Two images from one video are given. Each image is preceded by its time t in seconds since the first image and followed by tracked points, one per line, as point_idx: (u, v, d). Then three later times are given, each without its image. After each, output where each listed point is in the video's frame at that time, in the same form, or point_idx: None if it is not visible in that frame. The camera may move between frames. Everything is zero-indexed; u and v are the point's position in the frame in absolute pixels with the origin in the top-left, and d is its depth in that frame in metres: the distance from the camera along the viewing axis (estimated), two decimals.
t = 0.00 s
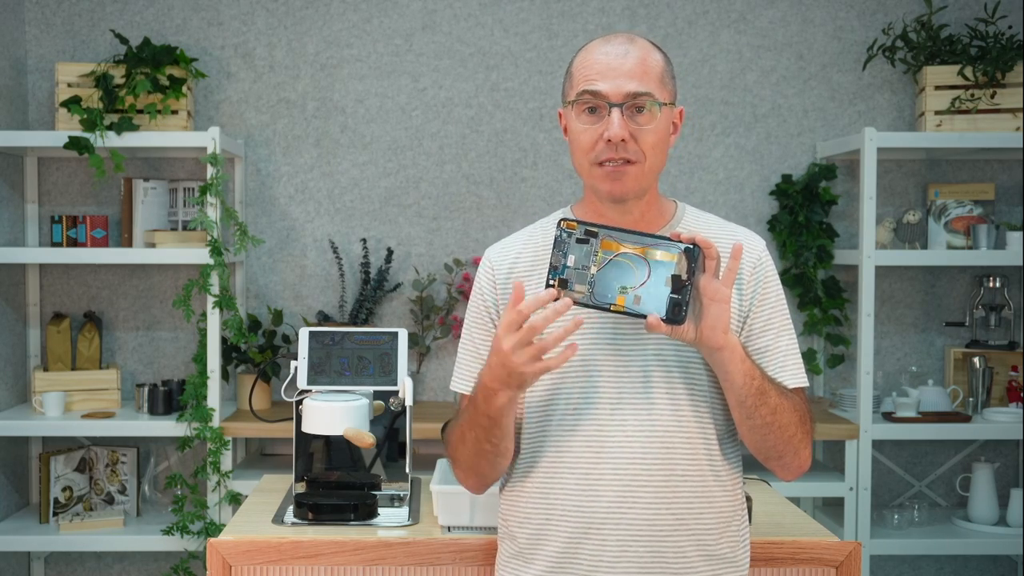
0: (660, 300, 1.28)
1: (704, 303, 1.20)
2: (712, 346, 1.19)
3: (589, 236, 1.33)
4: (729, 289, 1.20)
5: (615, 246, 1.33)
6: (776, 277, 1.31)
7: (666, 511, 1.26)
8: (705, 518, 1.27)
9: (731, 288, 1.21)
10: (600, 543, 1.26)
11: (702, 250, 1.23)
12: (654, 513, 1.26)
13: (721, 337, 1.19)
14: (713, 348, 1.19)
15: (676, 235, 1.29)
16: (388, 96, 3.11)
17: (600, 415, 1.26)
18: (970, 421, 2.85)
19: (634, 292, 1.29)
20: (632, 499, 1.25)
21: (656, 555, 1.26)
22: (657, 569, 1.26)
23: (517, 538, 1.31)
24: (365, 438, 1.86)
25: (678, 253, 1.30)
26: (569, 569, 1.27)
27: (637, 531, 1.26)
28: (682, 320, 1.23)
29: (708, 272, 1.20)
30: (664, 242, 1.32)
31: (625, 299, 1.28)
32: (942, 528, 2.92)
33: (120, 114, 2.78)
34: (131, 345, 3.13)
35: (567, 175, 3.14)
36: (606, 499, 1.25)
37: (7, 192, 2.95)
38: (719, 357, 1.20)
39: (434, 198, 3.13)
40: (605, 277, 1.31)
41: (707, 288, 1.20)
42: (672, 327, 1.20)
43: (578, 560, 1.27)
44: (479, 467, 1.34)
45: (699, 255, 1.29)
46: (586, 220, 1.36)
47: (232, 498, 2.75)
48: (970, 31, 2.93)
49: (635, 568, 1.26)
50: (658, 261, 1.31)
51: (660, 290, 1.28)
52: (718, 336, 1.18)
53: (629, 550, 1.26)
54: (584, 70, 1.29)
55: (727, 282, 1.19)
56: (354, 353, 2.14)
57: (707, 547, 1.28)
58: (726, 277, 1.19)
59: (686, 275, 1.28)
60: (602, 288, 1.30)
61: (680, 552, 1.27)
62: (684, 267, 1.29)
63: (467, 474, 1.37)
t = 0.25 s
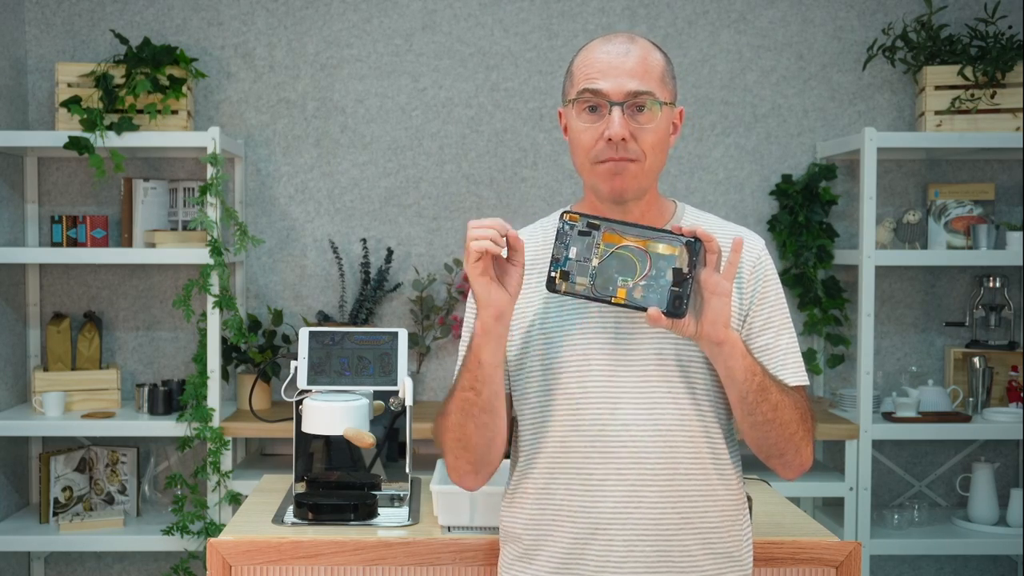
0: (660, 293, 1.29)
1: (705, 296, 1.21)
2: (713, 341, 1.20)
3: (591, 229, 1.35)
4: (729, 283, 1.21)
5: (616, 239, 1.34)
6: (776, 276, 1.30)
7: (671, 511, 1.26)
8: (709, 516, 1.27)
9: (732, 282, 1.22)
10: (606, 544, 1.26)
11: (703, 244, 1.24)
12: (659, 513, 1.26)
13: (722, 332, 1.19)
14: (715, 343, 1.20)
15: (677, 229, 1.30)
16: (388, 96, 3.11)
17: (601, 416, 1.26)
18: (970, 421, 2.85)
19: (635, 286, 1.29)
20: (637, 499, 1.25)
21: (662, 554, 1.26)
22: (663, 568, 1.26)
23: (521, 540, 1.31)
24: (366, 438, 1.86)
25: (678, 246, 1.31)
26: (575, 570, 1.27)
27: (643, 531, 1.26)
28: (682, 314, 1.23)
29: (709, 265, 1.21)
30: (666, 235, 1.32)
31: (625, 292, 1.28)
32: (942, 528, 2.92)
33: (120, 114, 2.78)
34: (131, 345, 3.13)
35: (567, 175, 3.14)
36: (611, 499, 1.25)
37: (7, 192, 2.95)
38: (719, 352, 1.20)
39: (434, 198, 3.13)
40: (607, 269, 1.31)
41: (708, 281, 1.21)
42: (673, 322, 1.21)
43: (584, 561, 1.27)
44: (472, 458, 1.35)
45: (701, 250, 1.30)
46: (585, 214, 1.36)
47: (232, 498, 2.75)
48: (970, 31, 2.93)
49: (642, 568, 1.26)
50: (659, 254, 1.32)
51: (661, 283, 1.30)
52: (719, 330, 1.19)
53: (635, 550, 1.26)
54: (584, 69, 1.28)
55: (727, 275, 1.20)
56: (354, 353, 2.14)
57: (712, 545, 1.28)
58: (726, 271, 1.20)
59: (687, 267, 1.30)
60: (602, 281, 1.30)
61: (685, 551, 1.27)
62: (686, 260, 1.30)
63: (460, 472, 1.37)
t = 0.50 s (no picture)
0: (659, 296, 1.27)
1: (704, 299, 1.20)
2: (712, 343, 1.19)
3: (590, 230, 1.33)
4: (728, 285, 1.19)
5: (615, 241, 1.33)
6: (776, 277, 1.31)
7: (668, 511, 1.26)
8: (706, 517, 1.27)
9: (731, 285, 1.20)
10: (602, 544, 1.26)
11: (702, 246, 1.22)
12: (656, 513, 1.25)
13: (721, 335, 1.19)
14: (713, 346, 1.19)
15: (677, 232, 1.28)
16: (388, 96, 3.11)
17: (600, 415, 1.26)
18: (970, 421, 2.85)
19: (634, 287, 1.28)
20: (633, 499, 1.25)
21: (658, 555, 1.26)
22: (659, 569, 1.26)
23: (519, 539, 1.31)
24: (365, 438, 1.85)
25: (678, 248, 1.29)
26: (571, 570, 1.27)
27: (639, 531, 1.25)
28: (682, 316, 1.22)
29: (708, 268, 1.20)
30: (665, 237, 1.30)
31: (624, 294, 1.28)
32: (942, 528, 2.92)
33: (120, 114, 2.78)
34: (131, 345, 3.13)
35: (567, 174, 3.14)
36: (607, 499, 1.25)
37: (7, 192, 2.95)
38: (718, 355, 1.20)
39: (434, 198, 3.13)
40: (605, 272, 1.30)
41: (706, 284, 1.20)
42: (672, 324, 1.21)
43: (580, 561, 1.26)
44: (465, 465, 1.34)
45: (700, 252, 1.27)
46: (587, 216, 1.35)
47: (232, 498, 2.75)
48: (970, 32, 2.93)
49: (638, 570, 1.25)
50: (658, 256, 1.30)
51: (661, 286, 1.27)
52: (717, 333, 1.18)
53: (631, 551, 1.25)
54: (582, 76, 1.28)
55: (727, 278, 1.18)
56: (354, 353, 2.14)
57: (709, 548, 1.27)
58: (725, 273, 1.19)
59: (686, 270, 1.26)
60: (602, 282, 1.29)
61: (682, 552, 1.26)
62: (685, 262, 1.27)
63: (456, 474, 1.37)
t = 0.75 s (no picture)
0: (662, 295, 1.27)
1: (706, 299, 1.19)
2: (714, 344, 1.19)
3: (593, 230, 1.32)
4: (731, 285, 1.18)
5: (618, 240, 1.32)
6: (778, 278, 1.31)
7: (668, 513, 1.26)
8: (706, 519, 1.27)
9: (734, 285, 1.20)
10: (602, 545, 1.26)
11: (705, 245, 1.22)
12: (656, 514, 1.26)
13: (723, 335, 1.18)
14: (715, 346, 1.19)
15: (682, 231, 1.27)
16: (388, 96, 3.11)
17: (600, 416, 1.26)
18: (970, 421, 2.85)
19: (637, 287, 1.28)
20: (633, 500, 1.25)
21: (658, 557, 1.26)
22: (659, 571, 1.26)
23: (519, 541, 1.31)
24: (366, 438, 1.85)
25: (681, 248, 1.29)
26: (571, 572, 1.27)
27: (639, 533, 1.26)
28: (684, 317, 1.22)
29: (710, 268, 1.19)
30: (667, 237, 1.30)
31: (626, 294, 1.27)
32: (942, 528, 2.92)
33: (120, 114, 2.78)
34: (131, 345, 3.13)
35: (567, 174, 3.14)
36: (608, 500, 1.26)
37: (7, 192, 2.95)
38: (720, 355, 1.19)
39: (435, 198, 3.13)
40: (608, 271, 1.30)
41: (709, 285, 1.19)
42: (674, 324, 1.21)
43: (580, 562, 1.26)
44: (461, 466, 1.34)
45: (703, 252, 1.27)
46: (589, 216, 1.35)
47: (232, 498, 2.75)
48: (970, 31, 2.93)
49: (638, 571, 1.25)
50: (661, 256, 1.30)
51: (662, 285, 1.27)
52: (719, 333, 1.18)
53: (631, 552, 1.25)
54: (585, 82, 1.27)
55: (731, 279, 1.18)
56: (354, 353, 2.14)
57: (709, 549, 1.28)
58: (728, 274, 1.18)
59: (689, 270, 1.27)
60: (604, 282, 1.29)
61: (682, 553, 1.26)
62: (688, 262, 1.28)
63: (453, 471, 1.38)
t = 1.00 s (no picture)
0: (661, 298, 1.26)
1: (706, 300, 1.19)
2: (714, 345, 1.18)
3: (590, 233, 1.33)
4: (730, 286, 1.19)
5: (615, 243, 1.32)
6: (778, 278, 1.31)
7: (667, 512, 1.26)
8: (705, 518, 1.27)
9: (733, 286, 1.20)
10: (599, 544, 1.26)
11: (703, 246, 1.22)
12: (654, 514, 1.26)
13: (723, 336, 1.18)
14: (715, 347, 1.19)
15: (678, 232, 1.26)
16: (388, 96, 3.11)
17: (599, 415, 1.26)
18: (970, 421, 2.85)
19: (635, 290, 1.27)
20: (632, 499, 1.25)
21: (656, 556, 1.26)
22: (657, 570, 1.26)
23: (517, 539, 1.31)
24: (366, 438, 1.85)
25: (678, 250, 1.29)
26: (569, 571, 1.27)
27: (637, 532, 1.25)
28: (684, 318, 1.22)
29: (709, 269, 1.20)
30: (666, 239, 1.30)
31: (626, 297, 1.27)
32: (942, 528, 2.92)
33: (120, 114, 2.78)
34: (131, 345, 3.13)
35: (567, 175, 3.14)
36: (607, 499, 1.25)
37: (7, 192, 2.95)
38: (720, 356, 1.19)
39: (435, 198, 3.13)
40: (607, 275, 1.29)
41: (708, 285, 1.19)
42: (674, 326, 1.21)
43: (578, 561, 1.26)
44: (464, 466, 1.34)
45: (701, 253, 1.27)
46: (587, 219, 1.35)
47: (232, 498, 2.74)
48: (970, 32, 2.93)
49: (636, 570, 1.25)
50: (659, 258, 1.30)
51: (661, 287, 1.27)
52: (719, 335, 1.18)
53: (629, 551, 1.25)
54: (589, 87, 1.25)
55: (730, 279, 1.18)
56: (354, 353, 2.14)
57: (708, 548, 1.27)
58: (727, 274, 1.18)
59: (687, 271, 1.27)
60: (602, 286, 1.29)
61: (680, 552, 1.26)
62: (686, 264, 1.28)
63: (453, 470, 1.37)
